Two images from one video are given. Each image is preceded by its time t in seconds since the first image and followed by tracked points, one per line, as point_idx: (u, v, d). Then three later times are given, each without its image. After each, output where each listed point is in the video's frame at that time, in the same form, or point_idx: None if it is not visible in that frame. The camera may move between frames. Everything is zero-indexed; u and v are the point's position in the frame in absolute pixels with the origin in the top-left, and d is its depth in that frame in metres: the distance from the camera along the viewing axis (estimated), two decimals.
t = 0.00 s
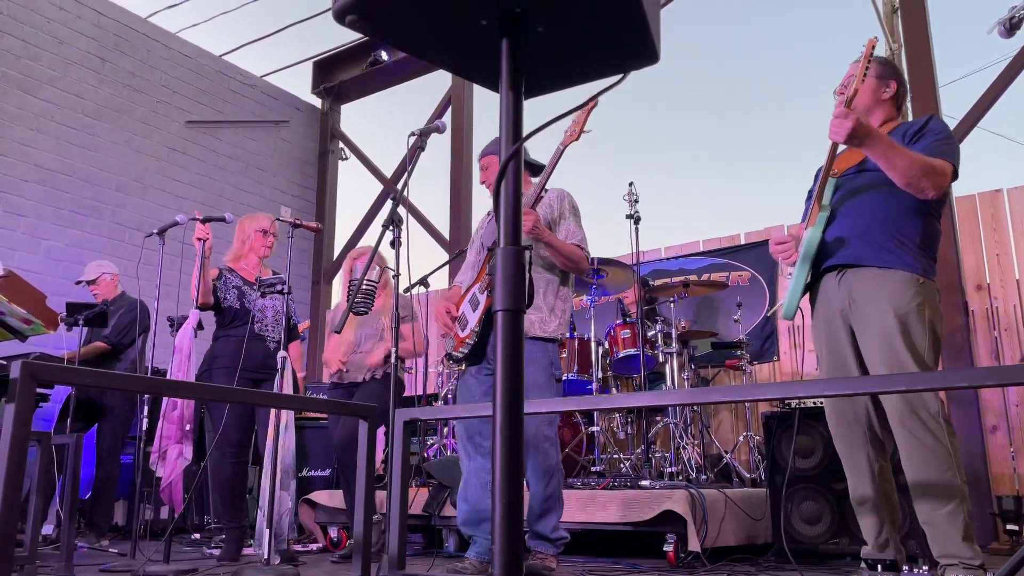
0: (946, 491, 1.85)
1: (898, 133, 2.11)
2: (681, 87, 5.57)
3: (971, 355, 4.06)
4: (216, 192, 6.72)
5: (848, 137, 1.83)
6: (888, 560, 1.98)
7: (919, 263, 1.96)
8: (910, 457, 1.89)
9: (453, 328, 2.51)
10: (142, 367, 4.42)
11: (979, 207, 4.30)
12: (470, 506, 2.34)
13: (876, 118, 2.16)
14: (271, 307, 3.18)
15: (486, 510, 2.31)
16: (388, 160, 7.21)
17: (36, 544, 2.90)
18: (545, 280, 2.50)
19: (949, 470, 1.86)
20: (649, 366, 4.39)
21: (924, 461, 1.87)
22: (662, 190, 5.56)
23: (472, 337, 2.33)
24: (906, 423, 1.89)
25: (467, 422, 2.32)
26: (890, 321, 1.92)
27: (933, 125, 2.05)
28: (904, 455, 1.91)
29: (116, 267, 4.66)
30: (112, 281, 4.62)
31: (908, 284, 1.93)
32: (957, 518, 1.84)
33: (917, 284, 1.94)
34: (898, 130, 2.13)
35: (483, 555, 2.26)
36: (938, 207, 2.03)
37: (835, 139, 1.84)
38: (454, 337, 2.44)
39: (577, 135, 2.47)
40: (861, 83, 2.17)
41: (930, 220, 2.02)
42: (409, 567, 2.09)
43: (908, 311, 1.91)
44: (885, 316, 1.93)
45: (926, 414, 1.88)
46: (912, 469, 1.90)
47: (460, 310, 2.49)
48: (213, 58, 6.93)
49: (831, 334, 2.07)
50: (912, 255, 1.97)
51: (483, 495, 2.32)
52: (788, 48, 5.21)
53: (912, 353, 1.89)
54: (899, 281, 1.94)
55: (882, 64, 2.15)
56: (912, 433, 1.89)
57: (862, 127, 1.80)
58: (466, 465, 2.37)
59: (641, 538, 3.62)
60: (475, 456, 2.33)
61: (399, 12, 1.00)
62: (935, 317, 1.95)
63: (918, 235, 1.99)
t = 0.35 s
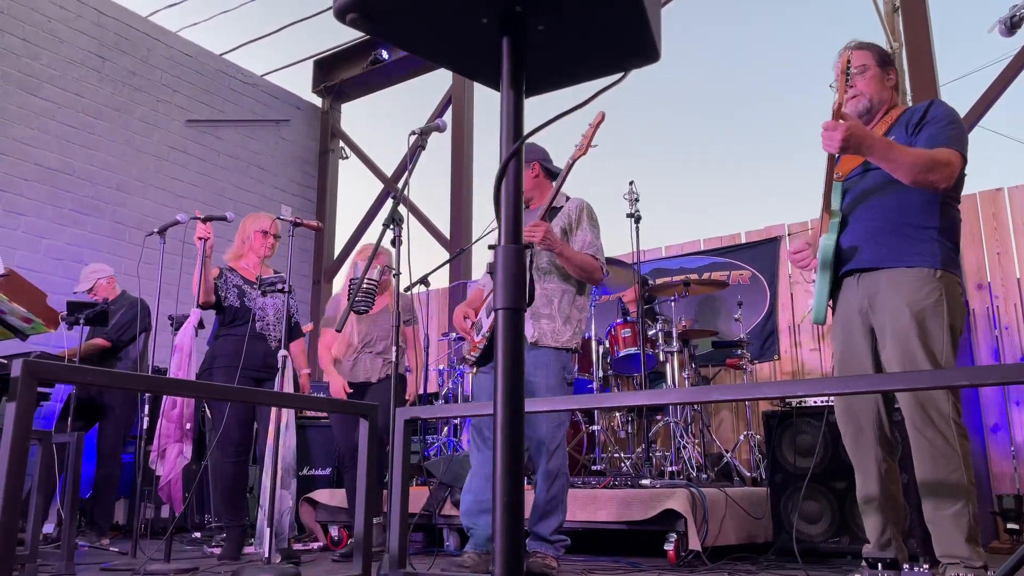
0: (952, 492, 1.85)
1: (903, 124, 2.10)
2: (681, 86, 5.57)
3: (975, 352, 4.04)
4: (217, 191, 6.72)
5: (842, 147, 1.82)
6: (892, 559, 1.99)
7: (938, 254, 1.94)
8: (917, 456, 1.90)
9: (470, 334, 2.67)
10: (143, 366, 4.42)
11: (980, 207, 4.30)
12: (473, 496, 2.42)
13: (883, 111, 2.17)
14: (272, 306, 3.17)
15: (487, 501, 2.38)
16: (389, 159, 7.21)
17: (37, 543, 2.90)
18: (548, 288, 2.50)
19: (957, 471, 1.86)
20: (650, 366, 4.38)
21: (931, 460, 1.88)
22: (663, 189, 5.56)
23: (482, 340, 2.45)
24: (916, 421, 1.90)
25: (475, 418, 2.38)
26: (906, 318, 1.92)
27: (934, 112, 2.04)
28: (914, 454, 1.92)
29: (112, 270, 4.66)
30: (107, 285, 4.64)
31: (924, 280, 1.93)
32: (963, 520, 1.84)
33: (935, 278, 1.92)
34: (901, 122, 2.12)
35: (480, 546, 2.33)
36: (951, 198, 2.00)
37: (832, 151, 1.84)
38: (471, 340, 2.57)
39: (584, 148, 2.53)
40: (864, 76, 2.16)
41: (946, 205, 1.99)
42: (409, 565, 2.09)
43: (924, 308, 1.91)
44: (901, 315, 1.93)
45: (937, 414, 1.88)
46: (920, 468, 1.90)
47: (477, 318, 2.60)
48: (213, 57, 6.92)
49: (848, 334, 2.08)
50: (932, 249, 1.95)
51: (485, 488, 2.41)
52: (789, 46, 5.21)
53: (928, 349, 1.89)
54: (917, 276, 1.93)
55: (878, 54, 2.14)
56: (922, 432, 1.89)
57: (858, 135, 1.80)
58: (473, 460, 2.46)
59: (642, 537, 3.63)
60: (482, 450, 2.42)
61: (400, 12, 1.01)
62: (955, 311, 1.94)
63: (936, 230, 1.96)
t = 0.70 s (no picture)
0: (953, 490, 1.85)
1: (893, 125, 2.10)
2: (682, 84, 5.56)
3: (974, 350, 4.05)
4: (217, 189, 6.72)
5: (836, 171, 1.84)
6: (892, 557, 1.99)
7: (942, 254, 1.94)
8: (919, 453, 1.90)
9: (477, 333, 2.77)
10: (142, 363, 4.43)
11: (980, 205, 4.30)
12: (470, 496, 2.43)
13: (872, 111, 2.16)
14: (272, 305, 3.17)
15: (485, 501, 2.40)
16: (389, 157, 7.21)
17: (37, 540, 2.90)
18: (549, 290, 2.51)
19: (959, 469, 1.86)
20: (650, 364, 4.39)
21: (933, 460, 1.88)
22: (663, 187, 5.55)
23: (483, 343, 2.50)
24: (919, 420, 1.90)
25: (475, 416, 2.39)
26: (911, 320, 1.93)
27: (921, 109, 2.05)
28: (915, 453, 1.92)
29: (105, 268, 4.66)
30: (102, 282, 4.63)
31: (929, 281, 1.93)
32: (962, 519, 1.84)
33: (940, 279, 1.93)
34: (890, 123, 2.12)
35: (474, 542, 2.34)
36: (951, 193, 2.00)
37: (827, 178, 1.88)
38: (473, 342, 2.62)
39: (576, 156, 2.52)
40: (845, 82, 2.15)
41: (947, 204, 1.99)
42: (409, 562, 2.09)
43: (929, 310, 1.91)
44: (907, 316, 1.93)
45: (939, 413, 1.88)
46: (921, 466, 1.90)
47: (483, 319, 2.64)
48: (213, 55, 6.91)
49: (852, 338, 2.08)
50: (935, 249, 1.95)
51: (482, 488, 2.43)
52: (789, 44, 5.20)
53: (933, 351, 1.89)
54: (921, 280, 1.94)
55: (853, 58, 2.14)
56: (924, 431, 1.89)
57: (849, 160, 1.82)
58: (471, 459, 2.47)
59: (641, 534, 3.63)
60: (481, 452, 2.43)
61: (401, 9, 1.01)
62: (959, 313, 1.94)
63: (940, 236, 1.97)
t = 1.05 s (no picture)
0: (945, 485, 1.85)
1: (874, 137, 2.11)
2: (682, 81, 5.56)
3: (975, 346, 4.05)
4: (217, 186, 6.72)
5: (828, 183, 1.84)
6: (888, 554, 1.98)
7: (922, 264, 1.94)
8: (905, 450, 1.90)
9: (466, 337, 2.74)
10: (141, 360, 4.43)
11: (981, 201, 4.31)
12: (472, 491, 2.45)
13: (852, 125, 2.17)
14: (271, 301, 3.18)
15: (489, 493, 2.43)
16: (389, 154, 7.21)
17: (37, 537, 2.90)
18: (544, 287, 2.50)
19: (948, 464, 1.86)
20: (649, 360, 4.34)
21: (921, 456, 1.88)
22: (662, 184, 5.55)
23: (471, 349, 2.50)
24: (904, 418, 1.90)
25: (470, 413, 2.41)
26: (891, 323, 1.93)
27: (900, 121, 2.07)
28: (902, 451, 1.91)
29: (98, 264, 4.66)
30: (94, 278, 4.62)
31: (908, 289, 1.93)
32: (956, 513, 1.84)
33: (920, 287, 1.93)
34: (870, 135, 2.13)
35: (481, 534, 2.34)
36: (934, 199, 2.00)
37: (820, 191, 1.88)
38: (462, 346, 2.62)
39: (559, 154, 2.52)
40: (820, 101, 2.16)
41: (929, 215, 1.99)
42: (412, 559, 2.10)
43: (908, 314, 1.91)
44: (887, 318, 1.94)
45: (925, 411, 1.88)
46: (907, 463, 1.90)
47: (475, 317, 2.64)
48: (213, 52, 6.90)
49: (831, 338, 2.08)
50: (915, 259, 1.95)
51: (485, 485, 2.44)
52: (789, 41, 5.20)
53: (914, 352, 1.90)
54: (902, 286, 1.94)
55: (825, 77, 2.17)
56: (910, 429, 1.89)
57: (839, 174, 1.83)
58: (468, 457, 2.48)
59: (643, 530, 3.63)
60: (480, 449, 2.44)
61: (401, 5, 1.00)
62: (936, 316, 1.95)
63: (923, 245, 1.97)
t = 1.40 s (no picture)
0: (951, 482, 1.85)
1: (852, 138, 2.12)
2: (682, 78, 5.56)
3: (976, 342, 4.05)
4: (217, 184, 6.71)
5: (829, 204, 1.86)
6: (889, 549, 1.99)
7: (922, 261, 1.95)
8: (912, 447, 1.90)
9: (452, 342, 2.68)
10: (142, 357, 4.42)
11: (981, 198, 4.32)
12: (471, 493, 2.46)
13: (828, 127, 2.18)
14: (273, 299, 3.16)
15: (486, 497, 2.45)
16: (389, 151, 7.21)
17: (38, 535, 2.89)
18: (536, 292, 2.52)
19: (955, 462, 1.86)
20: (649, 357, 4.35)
21: (928, 453, 1.88)
22: (662, 181, 5.54)
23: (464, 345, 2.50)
24: (912, 415, 1.90)
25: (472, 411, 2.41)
26: (895, 322, 1.93)
27: (874, 119, 2.08)
28: (909, 447, 1.91)
29: (110, 258, 4.64)
30: (105, 271, 4.60)
31: (911, 287, 1.94)
32: (961, 509, 1.84)
33: (922, 283, 1.94)
34: (847, 136, 2.13)
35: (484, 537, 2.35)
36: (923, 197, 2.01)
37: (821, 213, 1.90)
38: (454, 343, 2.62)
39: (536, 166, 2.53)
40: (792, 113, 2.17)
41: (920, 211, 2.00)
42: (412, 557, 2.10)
43: (913, 311, 1.92)
44: (891, 317, 1.94)
45: (933, 408, 1.88)
46: (914, 459, 1.90)
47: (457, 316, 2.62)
48: (213, 50, 6.90)
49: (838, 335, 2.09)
50: (914, 257, 1.96)
51: (481, 488, 2.45)
52: (790, 37, 5.19)
53: (919, 348, 1.90)
54: (904, 284, 1.95)
55: (791, 87, 2.17)
56: (918, 425, 1.89)
57: (838, 199, 1.84)
58: (461, 464, 2.48)
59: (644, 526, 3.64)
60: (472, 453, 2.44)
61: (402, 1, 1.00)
62: (940, 312, 1.96)
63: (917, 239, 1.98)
